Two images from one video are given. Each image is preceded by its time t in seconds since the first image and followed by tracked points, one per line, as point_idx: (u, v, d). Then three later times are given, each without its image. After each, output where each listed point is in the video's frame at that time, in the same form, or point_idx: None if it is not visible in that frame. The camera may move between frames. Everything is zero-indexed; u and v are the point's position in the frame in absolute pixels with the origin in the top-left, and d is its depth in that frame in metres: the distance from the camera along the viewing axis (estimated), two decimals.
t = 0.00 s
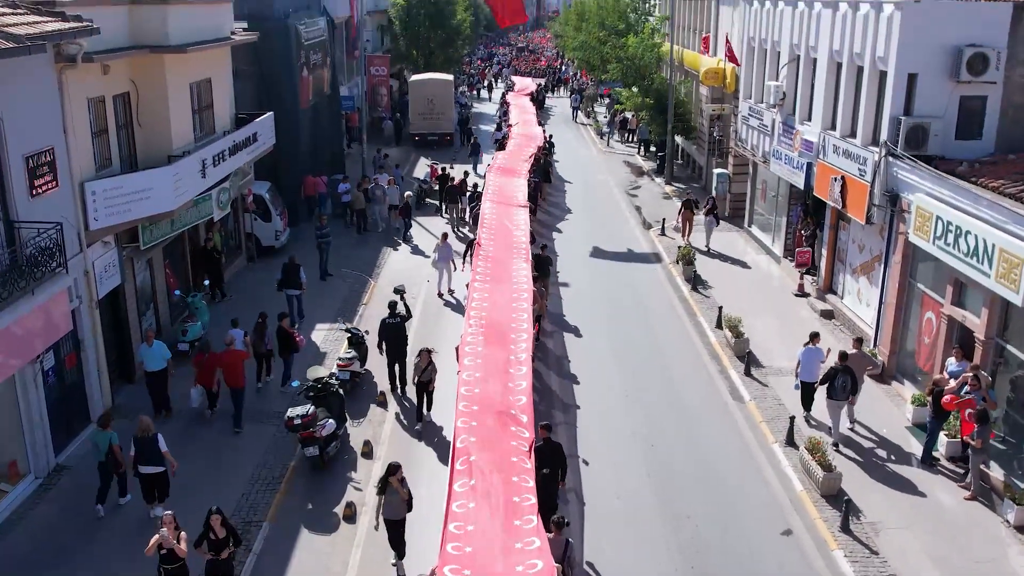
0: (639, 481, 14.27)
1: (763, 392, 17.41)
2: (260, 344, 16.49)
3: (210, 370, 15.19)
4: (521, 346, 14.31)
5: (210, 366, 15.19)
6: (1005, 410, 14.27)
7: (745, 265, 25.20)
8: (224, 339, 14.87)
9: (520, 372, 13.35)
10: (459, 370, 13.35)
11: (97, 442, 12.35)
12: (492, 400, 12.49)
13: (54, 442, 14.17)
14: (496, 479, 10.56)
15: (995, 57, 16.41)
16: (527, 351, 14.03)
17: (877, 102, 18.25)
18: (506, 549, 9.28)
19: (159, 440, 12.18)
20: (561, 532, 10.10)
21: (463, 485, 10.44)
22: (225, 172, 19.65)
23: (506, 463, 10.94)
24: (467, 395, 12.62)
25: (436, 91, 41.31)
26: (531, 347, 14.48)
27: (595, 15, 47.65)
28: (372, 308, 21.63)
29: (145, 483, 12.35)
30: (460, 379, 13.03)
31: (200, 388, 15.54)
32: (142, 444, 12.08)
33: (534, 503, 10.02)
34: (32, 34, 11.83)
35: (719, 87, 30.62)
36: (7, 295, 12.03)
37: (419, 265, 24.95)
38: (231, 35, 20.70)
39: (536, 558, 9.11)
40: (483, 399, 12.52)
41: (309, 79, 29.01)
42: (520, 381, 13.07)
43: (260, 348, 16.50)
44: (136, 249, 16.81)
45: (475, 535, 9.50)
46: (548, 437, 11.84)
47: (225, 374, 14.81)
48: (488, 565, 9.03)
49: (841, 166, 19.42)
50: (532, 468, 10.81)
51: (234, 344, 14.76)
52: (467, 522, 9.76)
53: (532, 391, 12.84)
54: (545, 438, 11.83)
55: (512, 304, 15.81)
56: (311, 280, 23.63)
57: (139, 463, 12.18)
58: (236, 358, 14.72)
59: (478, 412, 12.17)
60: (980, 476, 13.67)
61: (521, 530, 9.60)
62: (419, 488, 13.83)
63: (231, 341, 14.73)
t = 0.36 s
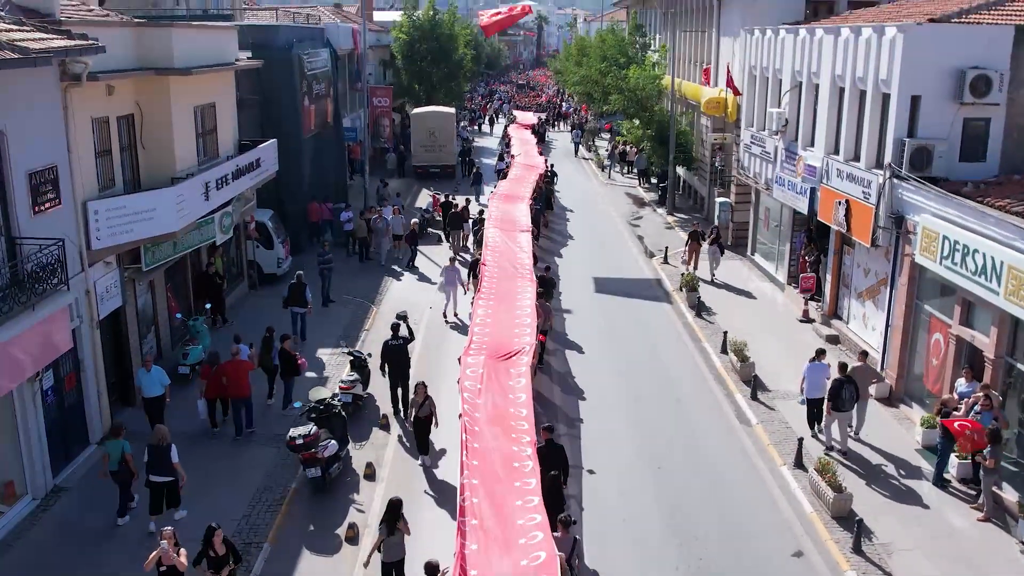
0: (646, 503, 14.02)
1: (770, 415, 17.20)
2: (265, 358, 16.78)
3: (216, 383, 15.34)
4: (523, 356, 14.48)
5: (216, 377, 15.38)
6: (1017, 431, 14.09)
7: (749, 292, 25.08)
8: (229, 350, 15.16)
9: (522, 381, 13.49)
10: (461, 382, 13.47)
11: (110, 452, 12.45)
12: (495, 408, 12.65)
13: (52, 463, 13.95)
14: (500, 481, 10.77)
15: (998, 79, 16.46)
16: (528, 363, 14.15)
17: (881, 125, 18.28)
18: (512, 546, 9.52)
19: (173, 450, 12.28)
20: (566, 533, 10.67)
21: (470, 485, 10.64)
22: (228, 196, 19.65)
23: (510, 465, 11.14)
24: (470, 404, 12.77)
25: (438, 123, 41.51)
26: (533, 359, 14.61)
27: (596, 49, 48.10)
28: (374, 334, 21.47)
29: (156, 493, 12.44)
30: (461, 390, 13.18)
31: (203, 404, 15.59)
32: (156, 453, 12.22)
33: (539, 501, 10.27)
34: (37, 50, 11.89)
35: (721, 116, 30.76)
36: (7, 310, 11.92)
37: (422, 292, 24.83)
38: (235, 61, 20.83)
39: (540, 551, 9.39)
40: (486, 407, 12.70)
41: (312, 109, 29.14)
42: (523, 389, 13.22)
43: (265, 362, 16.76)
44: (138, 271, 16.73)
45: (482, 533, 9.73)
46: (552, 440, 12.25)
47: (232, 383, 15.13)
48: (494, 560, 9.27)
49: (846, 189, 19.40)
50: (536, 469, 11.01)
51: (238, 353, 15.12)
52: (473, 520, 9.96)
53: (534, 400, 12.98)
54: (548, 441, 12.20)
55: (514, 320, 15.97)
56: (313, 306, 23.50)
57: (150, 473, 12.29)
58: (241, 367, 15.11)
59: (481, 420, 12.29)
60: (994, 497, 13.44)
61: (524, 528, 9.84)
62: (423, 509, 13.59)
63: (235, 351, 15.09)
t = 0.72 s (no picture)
0: (654, 526, 13.77)
1: (777, 439, 17.00)
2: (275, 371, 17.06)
3: (226, 395, 15.71)
4: (529, 366, 14.45)
5: (226, 391, 15.73)
6: None
7: (753, 320, 24.95)
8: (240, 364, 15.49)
9: (527, 389, 13.46)
10: (466, 388, 13.49)
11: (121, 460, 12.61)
12: (501, 414, 12.66)
13: (51, 484, 13.73)
14: (506, 480, 10.85)
15: (1001, 101, 16.53)
16: (534, 372, 14.20)
17: (884, 148, 18.31)
18: (520, 537, 9.61)
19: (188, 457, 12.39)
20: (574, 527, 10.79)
21: (477, 483, 10.72)
22: (232, 221, 19.64)
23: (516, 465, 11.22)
24: (474, 409, 12.78)
25: (440, 156, 41.71)
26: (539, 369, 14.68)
27: (597, 85, 48.52)
28: (376, 360, 21.30)
29: (176, 499, 12.62)
30: (467, 396, 13.19)
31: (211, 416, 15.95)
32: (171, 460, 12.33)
33: (546, 497, 10.39)
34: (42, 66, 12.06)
35: (723, 147, 30.93)
36: (7, 324, 11.84)
37: (424, 319, 24.70)
38: (239, 88, 20.98)
39: (547, 546, 9.44)
40: (490, 413, 12.71)
41: (315, 139, 29.27)
42: (528, 397, 13.20)
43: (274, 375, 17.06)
44: (140, 293, 16.64)
45: (490, 525, 9.83)
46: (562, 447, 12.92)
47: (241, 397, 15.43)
48: (502, 551, 9.36)
49: (850, 214, 19.38)
50: (541, 468, 11.11)
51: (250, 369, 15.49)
52: (482, 514, 10.05)
53: (539, 406, 12.98)
54: (558, 446, 12.95)
55: (519, 333, 15.99)
56: (315, 333, 23.36)
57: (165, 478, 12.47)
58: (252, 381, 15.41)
59: (486, 425, 12.30)
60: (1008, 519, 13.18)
61: (531, 521, 9.94)
62: (427, 531, 13.33)
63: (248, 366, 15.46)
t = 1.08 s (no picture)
0: (659, 544, 13.55)
1: (782, 458, 16.78)
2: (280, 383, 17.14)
3: (228, 406, 15.85)
4: (532, 375, 14.99)
5: (228, 401, 15.87)
6: None
7: (756, 340, 24.78)
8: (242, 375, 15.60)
9: (531, 397, 13.95)
10: (471, 396, 13.99)
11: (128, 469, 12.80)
12: (504, 419, 13.10)
13: (45, 502, 13.50)
14: (510, 482, 11.20)
15: (1005, 117, 16.50)
16: (538, 385, 14.48)
17: (887, 166, 18.26)
18: (524, 534, 9.98)
19: (191, 464, 12.63)
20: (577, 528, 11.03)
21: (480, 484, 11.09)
22: (231, 239, 19.53)
23: (518, 467, 11.62)
24: (479, 414, 13.28)
25: (441, 179, 41.72)
26: (541, 382, 14.96)
27: (597, 109, 48.65)
28: (377, 379, 21.12)
29: (181, 509, 12.78)
30: (472, 404, 13.59)
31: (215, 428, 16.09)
32: (175, 468, 12.55)
33: (546, 496, 10.77)
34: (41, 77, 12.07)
35: (723, 168, 30.94)
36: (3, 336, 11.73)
37: (425, 339, 24.54)
38: (239, 107, 20.99)
39: (552, 558, 9.47)
40: (495, 417, 13.18)
41: (316, 160, 29.26)
42: (532, 403, 13.72)
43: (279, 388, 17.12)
44: (138, 310, 16.51)
45: (496, 522, 10.17)
46: (562, 451, 13.09)
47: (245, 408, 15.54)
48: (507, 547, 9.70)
49: (853, 232, 19.28)
50: (541, 470, 11.51)
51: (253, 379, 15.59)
52: (486, 513, 10.39)
53: (543, 413, 13.46)
54: (558, 451, 13.08)
55: (521, 346, 16.56)
56: (315, 354, 23.19)
57: (171, 488, 12.63)
58: (255, 391, 15.55)
59: (490, 429, 12.77)
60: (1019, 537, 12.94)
61: (534, 519, 10.29)
62: (428, 551, 13.08)
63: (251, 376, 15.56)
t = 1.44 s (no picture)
0: (664, 555, 13.38)
1: (787, 469, 16.60)
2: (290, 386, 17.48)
3: (234, 408, 16.20)
4: (534, 377, 15.31)
5: (233, 404, 16.20)
6: None
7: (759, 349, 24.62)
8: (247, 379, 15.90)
9: (534, 400, 14.22)
10: (475, 398, 14.31)
11: (143, 470, 12.99)
12: (507, 423, 13.36)
13: (42, 514, 13.32)
14: (511, 485, 11.47)
15: (1011, 125, 16.40)
16: (540, 387, 14.75)
17: (892, 173, 18.13)
18: (525, 535, 10.33)
19: (201, 468, 12.90)
20: (578, 526, 11.16)
21: (481, 486, 11.44)
22: (231, 248, 19.38)
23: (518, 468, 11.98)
24: (482, 415, 13.60)
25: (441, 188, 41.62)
26: (543, 386, 15.21)
27: (598, 117, 48.57)
28: (378, 388, 20.94)
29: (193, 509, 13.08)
30: (476, 407, 13.86)
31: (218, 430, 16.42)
32: (188, 470, 12.83)
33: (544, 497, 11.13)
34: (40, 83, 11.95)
35: (726, 176, 30.82)
36: None
37: (426, 348, 24.38)
38: (240, 115, 20.87)
39: (552, 560, 9.73)
40: (497, 418, 13.52)
41: (316, 169, 29.14)
42: (534, 404, 14.06)
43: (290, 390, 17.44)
44: (137, 318, 16.38)
45: (498, 522, 10.53)
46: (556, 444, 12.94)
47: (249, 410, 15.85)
48: (509, 547, 10.03)
49: (858, 240, 19.15)
50: (540, 472, 11.85)
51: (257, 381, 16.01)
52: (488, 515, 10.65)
53: (545, 415, 13.78)
54: (554, 446, 13.02)
55: (523, 349, 16.85)
56: (315, 363, 23.01)
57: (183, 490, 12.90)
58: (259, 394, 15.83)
59: (493, 430, 13.11)
60: None
61: (535, 524, 10.50)
62: (430, 563, 12.88)
63: (255, 378, 15.97)
